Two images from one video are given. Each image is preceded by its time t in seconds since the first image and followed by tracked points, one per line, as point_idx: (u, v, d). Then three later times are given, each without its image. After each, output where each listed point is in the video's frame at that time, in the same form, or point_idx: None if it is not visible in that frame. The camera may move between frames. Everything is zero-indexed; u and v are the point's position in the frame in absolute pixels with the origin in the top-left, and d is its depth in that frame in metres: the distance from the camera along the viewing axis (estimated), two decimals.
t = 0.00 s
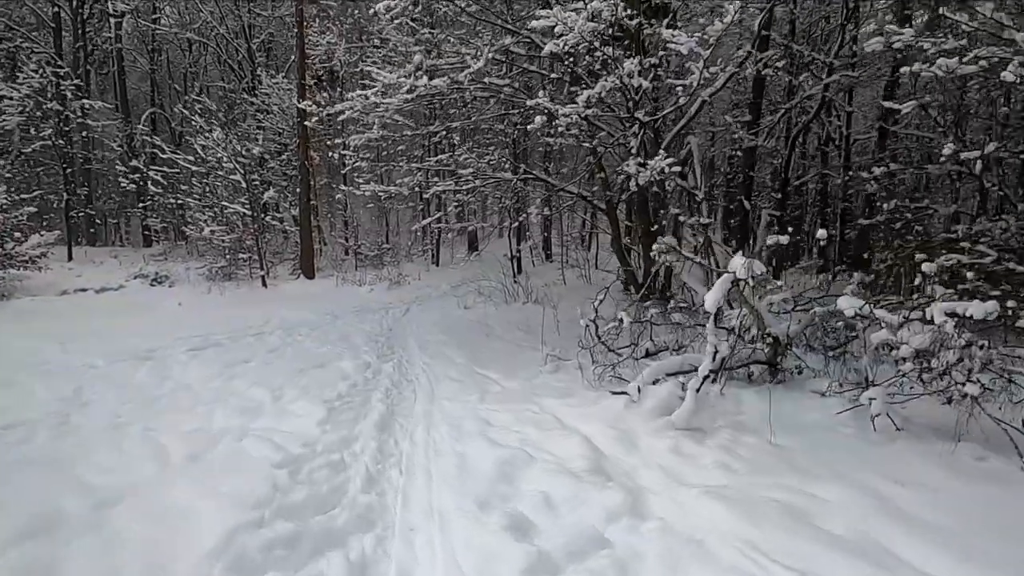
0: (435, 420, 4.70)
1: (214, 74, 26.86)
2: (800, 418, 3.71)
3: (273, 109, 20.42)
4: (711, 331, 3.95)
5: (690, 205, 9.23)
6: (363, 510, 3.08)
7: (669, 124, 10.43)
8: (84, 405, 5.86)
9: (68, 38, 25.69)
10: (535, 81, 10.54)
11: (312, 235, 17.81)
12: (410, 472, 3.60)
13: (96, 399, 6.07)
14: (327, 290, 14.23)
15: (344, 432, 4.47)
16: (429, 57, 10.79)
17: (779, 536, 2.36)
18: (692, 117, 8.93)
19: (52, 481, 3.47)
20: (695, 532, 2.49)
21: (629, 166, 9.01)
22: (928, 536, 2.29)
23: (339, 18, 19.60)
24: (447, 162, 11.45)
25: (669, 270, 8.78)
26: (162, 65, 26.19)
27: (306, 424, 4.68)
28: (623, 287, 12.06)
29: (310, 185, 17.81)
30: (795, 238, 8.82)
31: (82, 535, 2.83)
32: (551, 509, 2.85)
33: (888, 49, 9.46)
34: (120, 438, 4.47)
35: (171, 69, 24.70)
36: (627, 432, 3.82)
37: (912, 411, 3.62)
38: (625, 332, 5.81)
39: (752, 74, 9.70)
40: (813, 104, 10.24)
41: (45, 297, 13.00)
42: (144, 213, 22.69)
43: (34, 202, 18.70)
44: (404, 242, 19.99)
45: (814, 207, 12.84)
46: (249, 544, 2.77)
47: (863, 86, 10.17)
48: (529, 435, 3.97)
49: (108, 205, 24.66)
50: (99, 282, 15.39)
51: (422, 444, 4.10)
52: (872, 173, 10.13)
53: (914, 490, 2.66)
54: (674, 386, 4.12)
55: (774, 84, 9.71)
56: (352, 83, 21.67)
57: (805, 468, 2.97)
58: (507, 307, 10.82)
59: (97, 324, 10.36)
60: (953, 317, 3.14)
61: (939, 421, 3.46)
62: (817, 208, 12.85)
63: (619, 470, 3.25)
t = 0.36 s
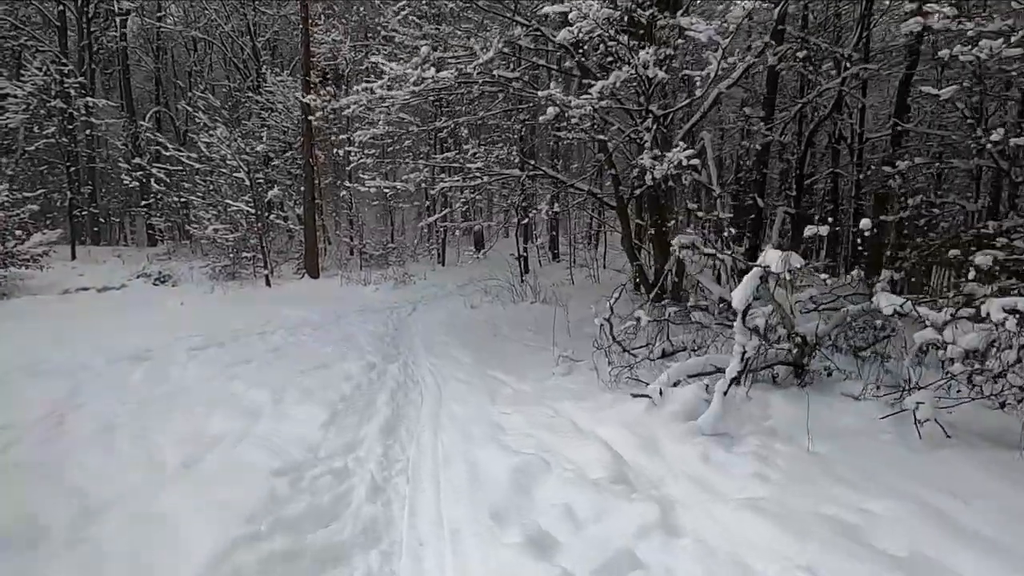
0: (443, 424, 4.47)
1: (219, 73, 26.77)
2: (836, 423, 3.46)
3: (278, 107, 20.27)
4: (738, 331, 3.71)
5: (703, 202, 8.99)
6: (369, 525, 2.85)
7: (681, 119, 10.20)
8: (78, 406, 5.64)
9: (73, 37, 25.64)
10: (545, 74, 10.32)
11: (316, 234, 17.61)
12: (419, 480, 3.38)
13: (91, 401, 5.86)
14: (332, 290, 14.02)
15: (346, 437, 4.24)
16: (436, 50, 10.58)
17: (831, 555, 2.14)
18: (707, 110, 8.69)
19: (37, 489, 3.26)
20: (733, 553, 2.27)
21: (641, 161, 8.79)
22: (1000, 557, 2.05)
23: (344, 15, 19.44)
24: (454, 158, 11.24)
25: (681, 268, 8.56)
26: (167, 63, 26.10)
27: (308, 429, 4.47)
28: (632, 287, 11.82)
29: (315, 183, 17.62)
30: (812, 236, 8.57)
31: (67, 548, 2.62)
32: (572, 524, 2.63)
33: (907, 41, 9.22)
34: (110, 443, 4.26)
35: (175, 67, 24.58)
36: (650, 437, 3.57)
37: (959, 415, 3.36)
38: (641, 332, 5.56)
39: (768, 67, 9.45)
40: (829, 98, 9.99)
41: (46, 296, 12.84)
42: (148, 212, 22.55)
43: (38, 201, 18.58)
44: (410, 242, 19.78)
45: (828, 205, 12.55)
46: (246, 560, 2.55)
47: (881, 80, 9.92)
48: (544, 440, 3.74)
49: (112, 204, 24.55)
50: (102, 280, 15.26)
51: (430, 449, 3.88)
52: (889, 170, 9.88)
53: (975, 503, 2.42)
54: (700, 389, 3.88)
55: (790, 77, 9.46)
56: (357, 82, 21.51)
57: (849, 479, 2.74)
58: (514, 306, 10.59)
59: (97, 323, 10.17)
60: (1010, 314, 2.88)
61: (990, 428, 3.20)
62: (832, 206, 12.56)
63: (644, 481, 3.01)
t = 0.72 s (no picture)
0: (444, 434, 4.26)
1: (218, 75, 26.63)
2: (863, 434, 3.27)
3: (277, 109, 20.10)
4: (757, 336, 3.50)
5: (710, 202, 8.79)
6: (361, 550, 2.65)
7: (687, 119, 10.01)
8: (63, 412, 5.41)
9: (73, 38, 25.52)
10: (549, 73, 10.15)
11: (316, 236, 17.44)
12: (417, 498, 3.16)
13: (78, 406, 5.64)
14: (330, 293, 13.81)
15: (340, 450, 4.03)
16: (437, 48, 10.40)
17: None
18: (715, 107, 8.49)
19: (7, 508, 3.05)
20: None
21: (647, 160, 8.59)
22: None
23: (345, 17, 19.32)
24: (455, 158, 11.05)
25: (688, 271, 8.34)
26: (166, 65, 25.97)
27: (299, 440, 4.26)
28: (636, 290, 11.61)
29: (314, 185, 17.43)
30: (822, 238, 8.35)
31: None
32: (586, 554, 2.43)
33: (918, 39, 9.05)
34: (89, 453, 4.05)
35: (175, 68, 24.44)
36: (665, 450, 3.36)
37: (996, 428, 3.18)
38: (649, 337, 5.35)
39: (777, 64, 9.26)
40: (838, 97, 9.81)
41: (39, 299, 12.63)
42: (146, 215, 22.37)
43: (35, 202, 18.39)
44: (410, 244, 19.58)
45: (836, 207, 12.34)
46: None
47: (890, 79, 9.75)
48: (550, 453, 3.53)
49: (110, 207, 24.42)
50: (97, 283, 15.05)
51: (428, 463, 3.67)
52: (899, 171, 9.68)
53: None
54: (715, 395, 3.67)
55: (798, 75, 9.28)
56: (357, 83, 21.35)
57: (882, 501, 2.54)
58: (516, 310, 10.39)
59: (89, 327, 9.93)
60: None
61: None
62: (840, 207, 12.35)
63: (660, 501, 2.81)
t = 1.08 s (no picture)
0: (447, 447, 4.04)
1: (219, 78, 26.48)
2: (899, 454, 3.07)
3: (278, 111, 19.91)
4: (784, 344, 3.26)
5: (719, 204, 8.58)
6: None
7: (694, 120, 9.80)
8: (49, 421, 5.19)
9: (74, 41, 25.42)
10: (553, 73, 9.96)
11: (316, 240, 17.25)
12: (418, 519, 2.96)
13: (65, 414, 5.42)
14: (330, 297, 13.61)
15: (337, 463, 3.83)
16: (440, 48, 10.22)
17: None
18: (725, 107, 8.28)
19: None
20: None
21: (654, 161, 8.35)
22: None
23: (346, 19, 19.19)
24: (457, 160, 10.82)
25: (697, 276, 8.10)
26: (167, 68, 25.84)
27: (292, 452, 4.04)
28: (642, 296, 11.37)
29: (315, 188, 17.26)
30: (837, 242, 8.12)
31: None
32: None
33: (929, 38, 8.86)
34: (67, 466, 3.83)
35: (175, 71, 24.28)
36: (687, 468, 3.12)
37: None
38: (660, 344, 5.12)
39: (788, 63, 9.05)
40: (848, 97, 9.59)
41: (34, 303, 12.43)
42: (145, 218, 22.19)
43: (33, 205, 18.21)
44: (411, 248, 19.39)
45: (845, 211, 12.13)
46: None
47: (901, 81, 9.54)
48: (562, 470, 3.30)
49: (110, 210, 24.25)
50: (93, 287, 14.81)
51: (431, 478, 3.45)
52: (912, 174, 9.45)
53: None
54: (737, 405, 3.44)
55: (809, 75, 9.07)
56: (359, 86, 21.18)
57: (933, 529, 2.37)
58: (519, 315, 10.18)
59: (83, 332, 9.72)
60: None
61: None
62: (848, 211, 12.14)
63: (684, 525, 2.59)
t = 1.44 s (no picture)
0: (450, 456, 3.83)
1: (218, 81, 26.34)
2: (941, 465, 2.88)
3: (277, 114, 19.74)
4: (813, 346, 3.05)
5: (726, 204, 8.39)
6: None
7: (700, 119, 9.62)
8: (32, 429, 4.97)
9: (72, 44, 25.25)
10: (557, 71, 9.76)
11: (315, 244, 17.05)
12: (420, 540, 2.76)
13: (49, 421, 5.20)
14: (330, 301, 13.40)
15: (332, 474, 3.62)
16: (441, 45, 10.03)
17: None
18: (735, 104, 8.09)
19: None
20: None
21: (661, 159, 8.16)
22: None
23: (347, 21, 19.02)
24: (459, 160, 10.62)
25: (705, 278, 7.90)
26: (165, 71, 25.66)
27: (285, 462, 3.84)
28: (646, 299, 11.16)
29: (314, 191, 17.07)
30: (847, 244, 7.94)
31: None
32: None
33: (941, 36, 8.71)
34: (47, 478, 3.62)
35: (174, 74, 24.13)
36: (712, 482, 2.90)
37: None
38: (671, 347, 4.91)
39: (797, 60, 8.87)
40: (858, 96, 9.42)
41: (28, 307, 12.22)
42: (143, 222, 21.99)
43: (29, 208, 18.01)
44: (411, 252, 19.19)
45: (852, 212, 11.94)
46: None
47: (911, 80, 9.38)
48: (575, 482, 3.09)
49: (108, 214, 24.04)
50: (88, 291, 14.57)
51: (433, 492, 3.25)
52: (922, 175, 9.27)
53: None
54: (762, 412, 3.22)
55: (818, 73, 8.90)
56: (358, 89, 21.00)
57: (995, 554, 2.17)
58: (522, 318, 9.98)
59: (76, 336, 9.50)
60: None
61: None
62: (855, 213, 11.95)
63: (711, 547, 2.38)
